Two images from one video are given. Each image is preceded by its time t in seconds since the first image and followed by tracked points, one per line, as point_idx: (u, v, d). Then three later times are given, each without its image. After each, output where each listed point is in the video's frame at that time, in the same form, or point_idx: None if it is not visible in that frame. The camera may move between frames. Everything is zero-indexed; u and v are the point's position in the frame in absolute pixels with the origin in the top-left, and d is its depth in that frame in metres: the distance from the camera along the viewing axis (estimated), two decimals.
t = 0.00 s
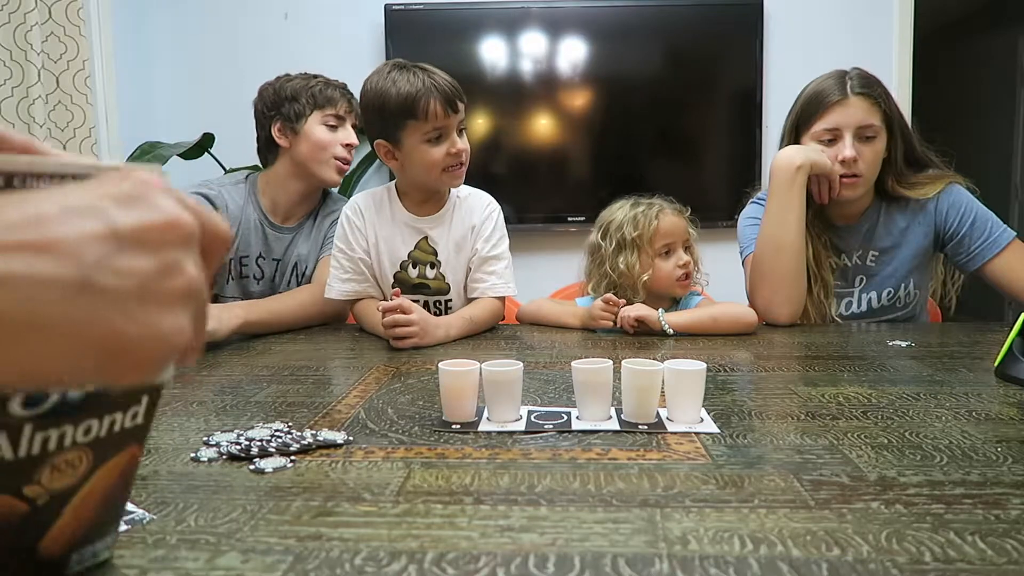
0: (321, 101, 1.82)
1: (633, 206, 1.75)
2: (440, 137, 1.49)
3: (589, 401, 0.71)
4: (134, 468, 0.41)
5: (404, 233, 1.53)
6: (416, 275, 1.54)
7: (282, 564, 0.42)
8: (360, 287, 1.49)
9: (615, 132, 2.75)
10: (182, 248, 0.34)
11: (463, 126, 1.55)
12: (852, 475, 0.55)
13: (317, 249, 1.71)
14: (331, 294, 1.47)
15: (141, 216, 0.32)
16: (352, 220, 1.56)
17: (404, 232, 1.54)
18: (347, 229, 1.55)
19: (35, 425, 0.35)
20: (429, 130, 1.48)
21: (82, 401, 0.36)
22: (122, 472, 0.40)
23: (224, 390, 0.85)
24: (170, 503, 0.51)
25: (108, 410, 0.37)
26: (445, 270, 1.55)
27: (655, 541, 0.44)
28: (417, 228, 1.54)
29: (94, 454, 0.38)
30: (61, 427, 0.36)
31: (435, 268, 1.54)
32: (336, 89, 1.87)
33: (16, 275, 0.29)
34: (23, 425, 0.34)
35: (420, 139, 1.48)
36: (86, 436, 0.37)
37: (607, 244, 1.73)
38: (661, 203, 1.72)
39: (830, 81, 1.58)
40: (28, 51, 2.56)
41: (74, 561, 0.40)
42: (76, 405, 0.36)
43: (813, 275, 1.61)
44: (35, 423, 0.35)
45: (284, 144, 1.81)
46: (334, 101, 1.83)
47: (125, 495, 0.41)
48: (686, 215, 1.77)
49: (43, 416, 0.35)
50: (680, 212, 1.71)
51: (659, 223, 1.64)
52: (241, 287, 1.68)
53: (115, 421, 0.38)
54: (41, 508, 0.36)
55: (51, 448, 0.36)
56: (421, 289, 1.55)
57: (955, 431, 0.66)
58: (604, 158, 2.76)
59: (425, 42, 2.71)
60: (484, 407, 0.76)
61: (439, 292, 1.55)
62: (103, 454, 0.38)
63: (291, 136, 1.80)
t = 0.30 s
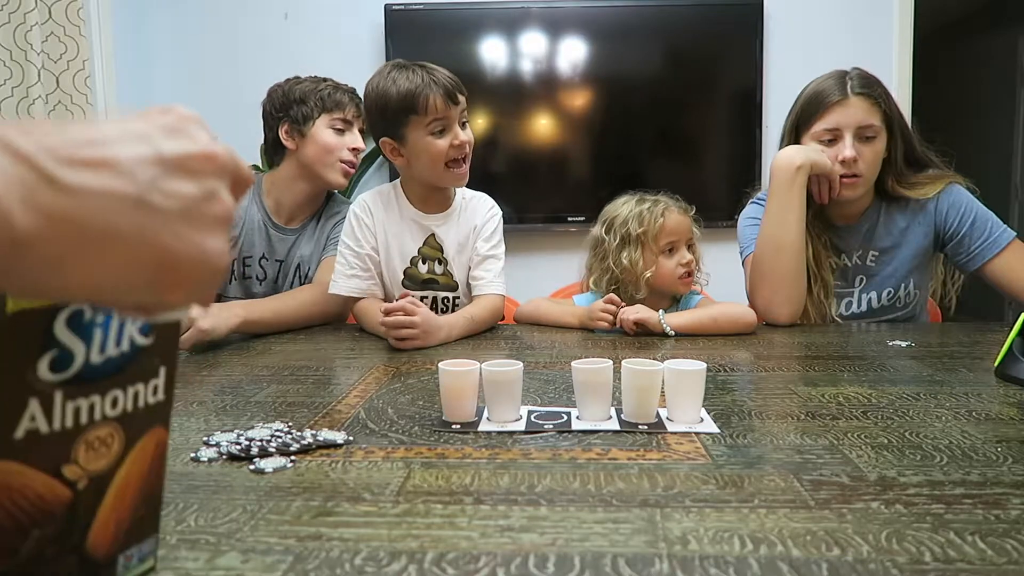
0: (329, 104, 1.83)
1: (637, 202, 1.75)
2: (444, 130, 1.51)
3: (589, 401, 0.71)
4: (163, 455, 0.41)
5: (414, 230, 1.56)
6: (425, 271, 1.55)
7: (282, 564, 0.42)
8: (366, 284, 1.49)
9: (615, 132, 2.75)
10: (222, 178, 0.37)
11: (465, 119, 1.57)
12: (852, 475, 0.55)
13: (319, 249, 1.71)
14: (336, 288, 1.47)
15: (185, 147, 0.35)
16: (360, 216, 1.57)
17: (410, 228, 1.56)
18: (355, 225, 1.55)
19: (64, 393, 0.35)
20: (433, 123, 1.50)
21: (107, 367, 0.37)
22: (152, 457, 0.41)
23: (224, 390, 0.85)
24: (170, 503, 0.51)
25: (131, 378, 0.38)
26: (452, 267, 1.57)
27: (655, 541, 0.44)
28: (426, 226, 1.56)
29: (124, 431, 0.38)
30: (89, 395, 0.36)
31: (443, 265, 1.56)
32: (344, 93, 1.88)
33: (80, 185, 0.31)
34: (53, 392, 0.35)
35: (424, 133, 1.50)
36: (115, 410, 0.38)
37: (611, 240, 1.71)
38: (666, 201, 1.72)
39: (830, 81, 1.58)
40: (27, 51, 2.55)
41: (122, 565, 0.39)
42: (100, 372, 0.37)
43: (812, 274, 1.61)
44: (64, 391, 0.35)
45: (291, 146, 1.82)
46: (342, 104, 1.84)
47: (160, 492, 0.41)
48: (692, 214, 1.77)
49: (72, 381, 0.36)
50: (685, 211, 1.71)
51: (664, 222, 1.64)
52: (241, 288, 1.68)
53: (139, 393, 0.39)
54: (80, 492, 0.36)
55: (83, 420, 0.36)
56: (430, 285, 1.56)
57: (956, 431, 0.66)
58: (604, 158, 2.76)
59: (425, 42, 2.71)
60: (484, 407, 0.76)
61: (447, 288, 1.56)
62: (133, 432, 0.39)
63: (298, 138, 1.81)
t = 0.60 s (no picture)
0: (332, 107, 1.84)
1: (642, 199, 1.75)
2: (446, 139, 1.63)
3: (589, 401, 0.71)
4: (155, 447, 0.41)
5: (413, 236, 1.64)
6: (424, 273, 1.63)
7: (282, 564, 0.42)
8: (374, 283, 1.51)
9: (616, 132, 2.75)
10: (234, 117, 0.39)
11: (469, 131, 1.69)
12: (852, 475, 0.55)
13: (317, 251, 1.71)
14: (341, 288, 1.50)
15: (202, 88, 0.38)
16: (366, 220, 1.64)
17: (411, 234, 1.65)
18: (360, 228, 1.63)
19: (45, 380, 0.35)
20: (435, 131, 1.62)
21: (85, 355, 0.37)
22: (144, 446, 0.40)
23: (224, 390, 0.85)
24: (169, 502, 0.51)
25: (109, 366, 0.38)
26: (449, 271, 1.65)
27: (656, 541, 0.44)
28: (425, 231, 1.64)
29: (111, 418, 0.38)
30: (71, 382, 0.36)
31: (441, 268, 1.64)
32: (348, 96, 1.89)
33: (120, 118, 0.33)
34: (36, 379, 0.35)
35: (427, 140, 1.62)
36: (99, 397, 0.37)
37: (614, 236, 1.71)
38: (672, 199, 1.71)
39: (830, 82, 1.58)
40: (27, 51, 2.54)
41: (125, 562, 0.39)
42: (78, 360, 0.36)
43: (813, 274, 1.61)
44: (45, 378, 0.35)
45: (292, 148, 1.83)
46: (345, 108, 1.85)
47: (155, 488, 0.41)
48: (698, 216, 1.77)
49: (53, 369, 0.35)
50: (689, 210, 1.71)
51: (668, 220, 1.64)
52: (240, 288, 1.68)
53: (120, 382, 0.39)
54: (74, 481, 0.36)
55: (68, 408, 0.36)
56: (428, 287, 1.63)
57: (956, 431, 0.66)
58: (604, 158, 2.76)
59: (425, 42, 2.71)
60: (484, 407, 0.76)
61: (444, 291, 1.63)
62: (121, 419, 0.39)
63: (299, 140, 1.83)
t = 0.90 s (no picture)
0: (294, 108, 1.75)
1: (646, 199, 1.75)
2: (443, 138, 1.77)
3: (589, 401, 0.71)
4: (153, 447, 0.41)
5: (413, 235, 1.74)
6: (425, 270, 1.72)
7: (282, 564, 0.42)
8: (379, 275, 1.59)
9: (616, 132, 2.75)
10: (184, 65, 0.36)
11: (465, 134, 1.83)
12: (852, 475, 0.55)
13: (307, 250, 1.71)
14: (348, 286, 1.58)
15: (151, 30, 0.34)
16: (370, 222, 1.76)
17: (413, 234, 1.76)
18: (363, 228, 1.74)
19: (42, 379, 0.35)
20: (432, 130, 1.76)
21: (80, 355, 0.37)
22: (142, 447, 0.40)
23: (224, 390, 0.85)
24: (169, 503, 0.51)
25: (106, 365, 0.38)
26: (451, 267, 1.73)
27: (655, 541, 0.44)
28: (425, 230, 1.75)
29: (108, 418, 0.38)
30: (67, 382, 0.36)
31: (441, 264, 1.73)
32: (314, 92, 1.79)
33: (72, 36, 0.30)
34: (32, 379, 0.35)
35: (425, 138, 1.76)
36: (96, 396, 0.37)
37: (618, 236, 1.72)
38: (675, 200, 1.72)
39: (828, 82, 1.58)
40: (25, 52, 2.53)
41: (125, 562, 0.39)
42: (73, 359, 0.36)
43: (812, 274, 1.61)
44: (41, 377, 0.35)
45: (259, 152, 1.77)
46: (308, 106, 1.75)
47: (154, 489, 0.41)
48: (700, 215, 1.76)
49: (48, 369, 0.35)
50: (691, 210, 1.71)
51: (671, 220, 1.63)
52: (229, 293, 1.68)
53: (117, 381, 0.39)
54: (72, 481, 0.36)
55: (65, 407, 0.36)
56: (429, 283, 1.72)
57: (956, 431, 0.66)
58: (604, 158, 2.76)
59: (425, 42, 2.71)
60: (484, 407, 0.76)
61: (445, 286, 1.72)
62: (118, 418, 0.38)
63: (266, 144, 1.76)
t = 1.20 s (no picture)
0: (239, 117, 1.70)
1: (648, 200, 1.75)
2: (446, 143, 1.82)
3: (588, 401, 0.71)
4: (150, 445, 0.41)
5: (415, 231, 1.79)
6: (427, 263, 1.76)
7: (282, 565, 0.42)
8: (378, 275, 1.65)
9: (616, 131, 2.75)
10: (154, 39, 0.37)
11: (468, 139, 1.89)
12: (853, 475, 0.55)
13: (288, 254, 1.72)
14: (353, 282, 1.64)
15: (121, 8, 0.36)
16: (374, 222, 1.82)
17: (415, 228, 1.81)
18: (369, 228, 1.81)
19: (36, 378, 0.35)
20: (437, 135, 1.81)
21: (74, 354, 0.37)
22: (139, 446, 0.40)
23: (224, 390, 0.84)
24: (169, 503, 0.51)
25: (101, 364, 0.38)
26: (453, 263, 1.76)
27: (655, 541, 0.44)
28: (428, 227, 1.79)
29: (103, 416, 0.38)
30: (61, 381, 0.36)
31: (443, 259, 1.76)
32: (257, 96, 1.73)
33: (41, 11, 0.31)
34: (25, 377, 0.35)
35: (429, 143, 1.81)
36: (91, 395, 0.37)
37: (620, 236, 1.73)
38: (679, 200, 1.72)
39: (826, 69, 1.58)
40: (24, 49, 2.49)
41: (124, 560, 0.39)
42: (67, 358, 0.36)
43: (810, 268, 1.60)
44: (36, 376, 0.35)
45: (218, 167, 1.74)
46: (252, 111, 1.69)
47: (153, 488, 0.41)
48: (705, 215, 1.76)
49: (42, 368, 0.35)
50: (695, 210, 1.71)
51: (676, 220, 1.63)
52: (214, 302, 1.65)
53: (112, 380, 0.39)
54: (68, 480, 0.36)
55: (60, 406, 0.36)
56: (431, 276, 1.75)
57: (956, 431, 0.66)
58: (605, 158, 2.76)
59: (426, 42, 2.71)
60: (484, 407, 0.76)
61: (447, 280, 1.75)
62: (114, 417, 0.39)
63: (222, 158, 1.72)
